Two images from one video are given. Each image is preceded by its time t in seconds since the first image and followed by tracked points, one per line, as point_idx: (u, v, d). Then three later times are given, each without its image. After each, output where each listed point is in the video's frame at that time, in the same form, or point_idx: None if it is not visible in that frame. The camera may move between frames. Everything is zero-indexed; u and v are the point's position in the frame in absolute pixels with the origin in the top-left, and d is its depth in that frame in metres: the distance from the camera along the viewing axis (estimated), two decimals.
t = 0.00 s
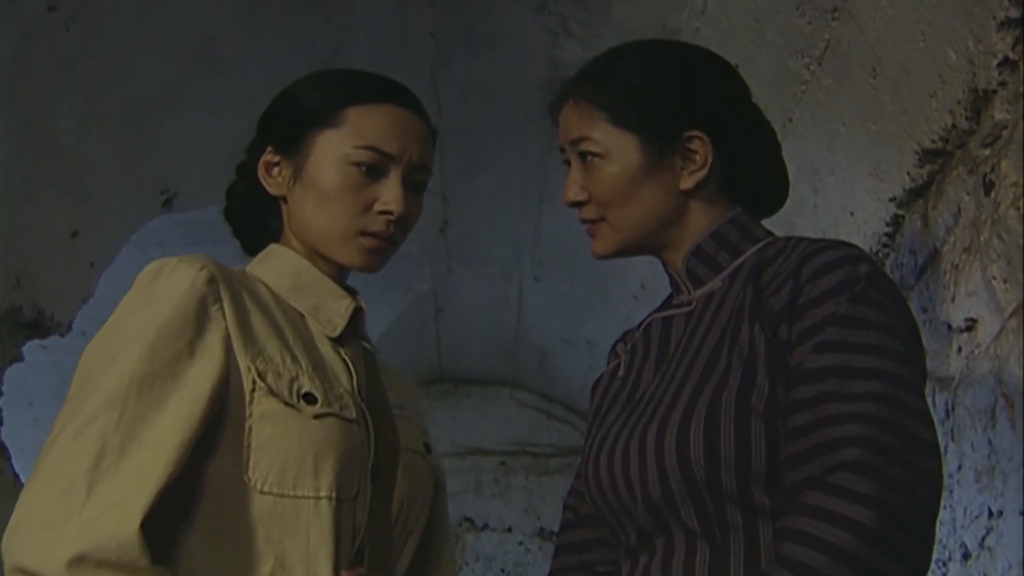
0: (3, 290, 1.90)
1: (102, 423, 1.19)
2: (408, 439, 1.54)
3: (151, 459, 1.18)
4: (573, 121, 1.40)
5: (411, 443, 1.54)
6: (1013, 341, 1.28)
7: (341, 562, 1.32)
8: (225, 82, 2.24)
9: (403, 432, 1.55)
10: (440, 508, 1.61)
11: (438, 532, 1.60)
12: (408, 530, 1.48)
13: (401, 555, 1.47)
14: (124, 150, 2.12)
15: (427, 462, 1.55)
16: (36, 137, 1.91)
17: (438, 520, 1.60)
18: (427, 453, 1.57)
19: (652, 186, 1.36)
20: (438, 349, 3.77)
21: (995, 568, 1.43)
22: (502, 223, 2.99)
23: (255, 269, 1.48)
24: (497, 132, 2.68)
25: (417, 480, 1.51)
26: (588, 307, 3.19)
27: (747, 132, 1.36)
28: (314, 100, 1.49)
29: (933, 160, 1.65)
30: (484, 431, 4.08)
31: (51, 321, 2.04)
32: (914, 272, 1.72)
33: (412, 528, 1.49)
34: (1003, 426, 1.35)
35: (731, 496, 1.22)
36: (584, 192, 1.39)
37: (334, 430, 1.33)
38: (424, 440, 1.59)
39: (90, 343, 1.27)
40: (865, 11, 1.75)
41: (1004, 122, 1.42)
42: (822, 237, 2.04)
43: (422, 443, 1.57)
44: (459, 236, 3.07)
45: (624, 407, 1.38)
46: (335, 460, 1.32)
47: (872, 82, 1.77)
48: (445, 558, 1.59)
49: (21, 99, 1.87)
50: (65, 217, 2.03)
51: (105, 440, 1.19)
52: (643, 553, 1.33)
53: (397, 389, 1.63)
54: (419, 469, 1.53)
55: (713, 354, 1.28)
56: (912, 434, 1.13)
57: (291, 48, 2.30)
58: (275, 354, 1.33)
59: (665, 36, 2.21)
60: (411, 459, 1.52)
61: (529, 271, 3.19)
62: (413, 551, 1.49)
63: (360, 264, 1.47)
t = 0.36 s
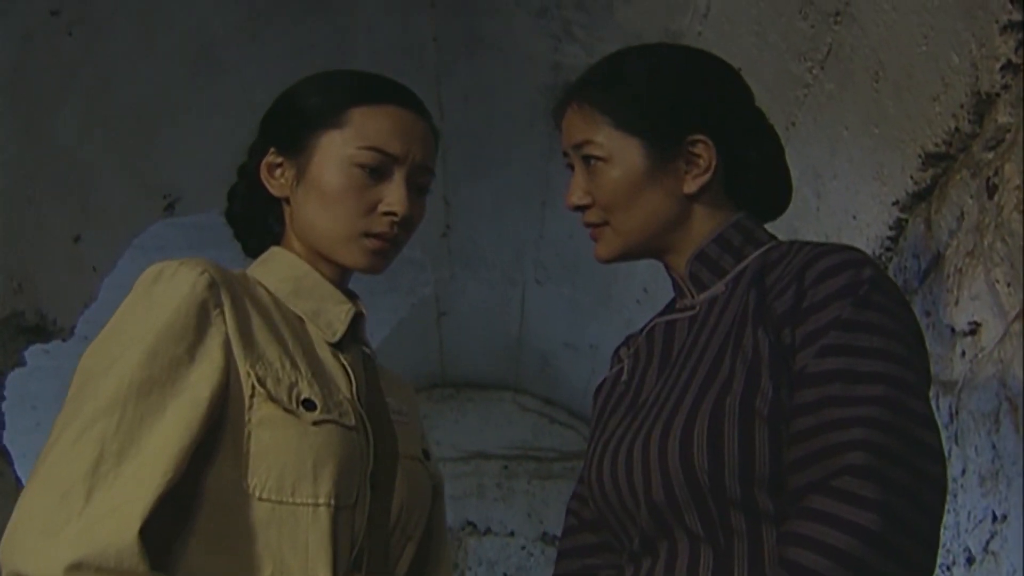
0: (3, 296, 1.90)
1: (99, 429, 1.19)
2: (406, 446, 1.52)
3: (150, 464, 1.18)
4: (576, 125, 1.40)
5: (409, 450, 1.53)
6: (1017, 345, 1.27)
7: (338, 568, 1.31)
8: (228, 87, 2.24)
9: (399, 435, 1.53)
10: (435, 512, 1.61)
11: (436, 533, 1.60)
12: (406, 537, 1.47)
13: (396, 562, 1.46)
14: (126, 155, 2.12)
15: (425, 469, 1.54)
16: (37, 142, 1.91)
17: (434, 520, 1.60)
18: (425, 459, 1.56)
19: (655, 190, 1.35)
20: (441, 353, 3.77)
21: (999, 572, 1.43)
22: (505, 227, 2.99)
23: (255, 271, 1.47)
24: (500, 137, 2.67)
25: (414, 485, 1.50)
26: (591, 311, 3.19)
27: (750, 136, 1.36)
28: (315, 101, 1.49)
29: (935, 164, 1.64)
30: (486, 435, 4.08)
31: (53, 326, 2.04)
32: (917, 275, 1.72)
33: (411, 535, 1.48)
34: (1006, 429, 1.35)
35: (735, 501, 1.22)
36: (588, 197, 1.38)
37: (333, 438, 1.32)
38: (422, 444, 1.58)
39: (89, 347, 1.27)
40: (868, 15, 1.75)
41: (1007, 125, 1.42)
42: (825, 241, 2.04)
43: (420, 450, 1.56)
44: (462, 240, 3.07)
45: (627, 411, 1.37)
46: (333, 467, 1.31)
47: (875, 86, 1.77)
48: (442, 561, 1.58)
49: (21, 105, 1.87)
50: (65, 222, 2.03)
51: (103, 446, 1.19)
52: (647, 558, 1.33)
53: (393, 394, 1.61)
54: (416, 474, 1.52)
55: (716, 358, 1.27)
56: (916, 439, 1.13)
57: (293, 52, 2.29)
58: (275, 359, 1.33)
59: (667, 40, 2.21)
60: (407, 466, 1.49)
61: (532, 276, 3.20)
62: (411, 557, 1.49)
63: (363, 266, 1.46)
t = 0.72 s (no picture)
0: (7, 299, 1.91)
1: (100, 434, 1.19)
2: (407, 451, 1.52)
3: (151, 469, 1.19)
4: (581, 127, 1.39)
5: (411, 454, 1.53)
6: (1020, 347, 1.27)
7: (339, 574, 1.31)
8: (232, 89, 2.24)
9: (400, 439, 1.53)
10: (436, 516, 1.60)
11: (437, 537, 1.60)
12: (406, 543, 1.47)
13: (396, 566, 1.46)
14: (128, 159, 2.12)
15: (426, 473, 1.54)
16: (40, 145, 1.91)
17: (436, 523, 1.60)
18: (426, 463, 1.56)
19: (660, 193, 1.35)
20: (443, 356, 3.77)
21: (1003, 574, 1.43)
22: (507, 229, 3.00)
23: (259, 273, 1.47)
24: (503, 139, 2.67)
25: (415, 490, 1.50)
26: (593, 314, 3.20)
27: (754, 139, 1.36)
28: (321, 101, 1.49)
29: (938, 166, 1.64)
30: (489, 438, 4.08)
31: (57, 330, 2.04)
32: (920, 278, 1.72)
33: (413, 539, 1.48)
34: (1010, 431, 1.34)
35: (739, 504, 1.21)
36: (593, 199, 1.38)
37: (333, 445, 1.32)
38: (422, 448, 1.58)
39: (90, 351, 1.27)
40: (871, 18, 1.75)
41: (1010, 127, 1.42)
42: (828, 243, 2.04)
43: (422, 454, 1.55)
44: (465, 243, 3.07)
45: (632, 414, 1.37)
46: (334, 473, 1.31)
47: (879, 88, 1.77)
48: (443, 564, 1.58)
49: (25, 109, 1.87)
50: (69, 225, 2.03)
51: (104, 451, 1.19)
52: (651, 560, 1.33)
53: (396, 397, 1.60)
54: (417, 479, 1.52)
55: (721, 361, 1.27)
56: (921, 442, 1.13)
57: (296, 55, 2.29)
58: (276, 364, 1.33)
59: (670, 42, 2.21)
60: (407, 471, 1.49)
61: (534, 278, 3.20)
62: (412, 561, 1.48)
63: (371, 266, 1.46)
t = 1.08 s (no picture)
0: (12, 300, 1.90)
1: (99, 438, 1.19)
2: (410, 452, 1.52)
3: (150, 473, 1.19)
4: (585, 127, 1.39)
5: (413, 456, 1.52)
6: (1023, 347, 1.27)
7: None
8: (235, 90, 2.24)
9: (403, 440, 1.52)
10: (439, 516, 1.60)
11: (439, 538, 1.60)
12: (409, 544, 1.46)
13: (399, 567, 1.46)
14: (131, 161, 2.12)
15: (429, 474, 1.54)
16: (43, 148, 1.91)
17: (440, 523, 1.60)
18: (430, 463, 1.56)
19: (665, 194, 1.35)
20: (447, 356, 3.77)
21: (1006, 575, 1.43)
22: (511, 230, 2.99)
23: (261, 273, 1.46)
24: (505, 141, 2.67)
25: (418, 490, 1.49)
26: (597, 315, 3.20)
27: (759, 139, 1.36)
28: (325, 100, 1.50)
29: (942, 166, 1.64)
30: (492, 438, 4.09)
31: (59, 331, 2.04)
32: (924, 278, 1.72)
33: (416, 541, 1.48)
34: (1013, 432, 1.34)
35: (744, 505, 1.21)
36: (597, 199, 1.38)
37: (333, 447, 1.32)
38: (426, 448, 1.58)
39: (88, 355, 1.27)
40: (873, 19, 1.74)
41: (1014, 128, 1.41)
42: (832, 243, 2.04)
43: (425, 454, 1.55)
44: (468, 244, 3.07)
45: (636, 414, 1.37)
46: (334, 476, 1.31)
47: (882, 88, 1.77)
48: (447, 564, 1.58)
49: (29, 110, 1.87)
50: (72, 226, 2.03)
51: (103, 455, 1.19)
52: (655, 561, 1.32)
53: (398, 397, 1.60)
54: (420, 479, 1.51)
55: (725, 361, 1.27)
56: (925, 442, 1.13)
57: (300, 56, 2.29)
58: (276, 367, 1.32)
59: (674, 43, 2.21)
60: (409, 472, 1.49)
61: (538, 279, 3.20)
62: (414, 561, 1.48)
63: (377, 264, 1.46)
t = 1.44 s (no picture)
0: (15, 300, 1.89)
1: (104, 434, 1.20)
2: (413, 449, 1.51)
3: (155, 468, 1.19)
4: (590, 127, 1.39)
5: (416, 452, 1.52)
6: None
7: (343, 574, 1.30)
8: (238, 90, 2.24)
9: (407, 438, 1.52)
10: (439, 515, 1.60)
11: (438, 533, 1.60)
12: (410, 541, 1.46)
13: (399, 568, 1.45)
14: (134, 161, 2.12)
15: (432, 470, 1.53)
16: (46, 148, 1.91)
17: (441, 521, 1.60)
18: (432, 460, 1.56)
19: (669, 193, 1.35)
20: (448, 356, 3.77)
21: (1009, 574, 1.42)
22: (513, 230, 2.99)
23: (266, 269, 1.46)
24: (507, 141, 2.67)
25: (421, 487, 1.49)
26: (600, 315, 3.20)
27: (763, 138, 1.36)
28: (329, 99, 1.50)
29: (944, 165, 1.64)
30: (495, 439, 4.08)
31: (61, 330, 2.04)
32: (927, 277, 1.72)
33: (418, 538, 1.47)
34: (1016, 431, 1.34)
35: (748, 504, 1.21)
36: (601, 199, 1.38)
37: (338, 444, 1.32)
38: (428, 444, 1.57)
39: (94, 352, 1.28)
40: (876, 18, 1.75)
41: (1016, 127, 1.41)
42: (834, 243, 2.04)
43: (428, 451, 1.55)
44: (470, 244, 3.07)
45: (640, 414, 1.37)
46: (338, 473, 1.31)
47: (884, 88, 1.77)
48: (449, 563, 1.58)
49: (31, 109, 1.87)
50: (75, 225, 2.03)
51: (108, 452, 1.19)
52: (660, 560, 1.32)
53: (399, 393, 1.59)
54: (424, 476, 1.51)
55: (730, 361, 1.27)
56: (930, 442, 1.13)
57: (303, 55, 2.29)
58: (281, 363, 1.32)
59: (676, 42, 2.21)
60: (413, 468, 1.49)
61: (540, 279, 3.20)
62: (416, 559, 1.48)
63: (377, 265, 1.46)
